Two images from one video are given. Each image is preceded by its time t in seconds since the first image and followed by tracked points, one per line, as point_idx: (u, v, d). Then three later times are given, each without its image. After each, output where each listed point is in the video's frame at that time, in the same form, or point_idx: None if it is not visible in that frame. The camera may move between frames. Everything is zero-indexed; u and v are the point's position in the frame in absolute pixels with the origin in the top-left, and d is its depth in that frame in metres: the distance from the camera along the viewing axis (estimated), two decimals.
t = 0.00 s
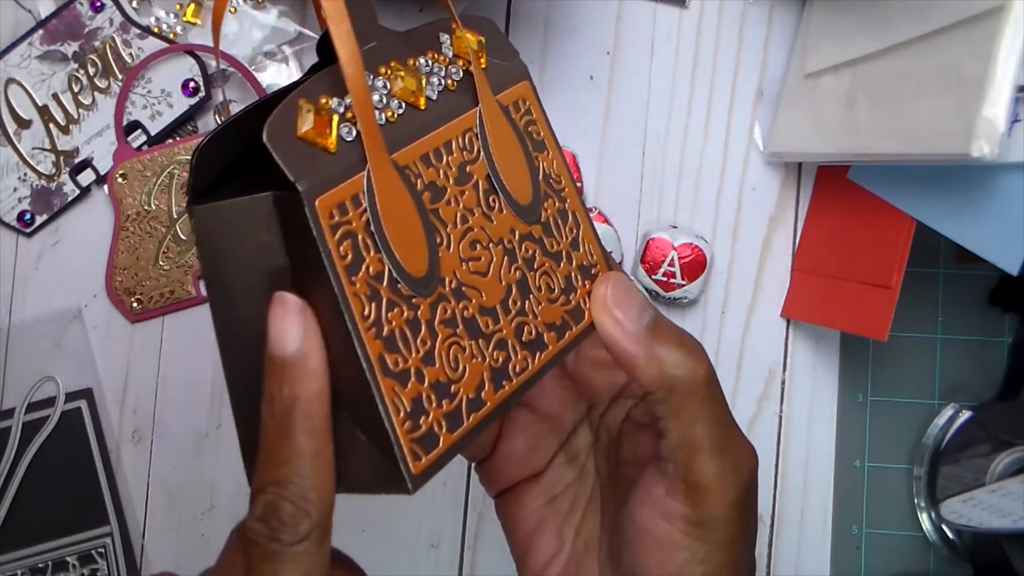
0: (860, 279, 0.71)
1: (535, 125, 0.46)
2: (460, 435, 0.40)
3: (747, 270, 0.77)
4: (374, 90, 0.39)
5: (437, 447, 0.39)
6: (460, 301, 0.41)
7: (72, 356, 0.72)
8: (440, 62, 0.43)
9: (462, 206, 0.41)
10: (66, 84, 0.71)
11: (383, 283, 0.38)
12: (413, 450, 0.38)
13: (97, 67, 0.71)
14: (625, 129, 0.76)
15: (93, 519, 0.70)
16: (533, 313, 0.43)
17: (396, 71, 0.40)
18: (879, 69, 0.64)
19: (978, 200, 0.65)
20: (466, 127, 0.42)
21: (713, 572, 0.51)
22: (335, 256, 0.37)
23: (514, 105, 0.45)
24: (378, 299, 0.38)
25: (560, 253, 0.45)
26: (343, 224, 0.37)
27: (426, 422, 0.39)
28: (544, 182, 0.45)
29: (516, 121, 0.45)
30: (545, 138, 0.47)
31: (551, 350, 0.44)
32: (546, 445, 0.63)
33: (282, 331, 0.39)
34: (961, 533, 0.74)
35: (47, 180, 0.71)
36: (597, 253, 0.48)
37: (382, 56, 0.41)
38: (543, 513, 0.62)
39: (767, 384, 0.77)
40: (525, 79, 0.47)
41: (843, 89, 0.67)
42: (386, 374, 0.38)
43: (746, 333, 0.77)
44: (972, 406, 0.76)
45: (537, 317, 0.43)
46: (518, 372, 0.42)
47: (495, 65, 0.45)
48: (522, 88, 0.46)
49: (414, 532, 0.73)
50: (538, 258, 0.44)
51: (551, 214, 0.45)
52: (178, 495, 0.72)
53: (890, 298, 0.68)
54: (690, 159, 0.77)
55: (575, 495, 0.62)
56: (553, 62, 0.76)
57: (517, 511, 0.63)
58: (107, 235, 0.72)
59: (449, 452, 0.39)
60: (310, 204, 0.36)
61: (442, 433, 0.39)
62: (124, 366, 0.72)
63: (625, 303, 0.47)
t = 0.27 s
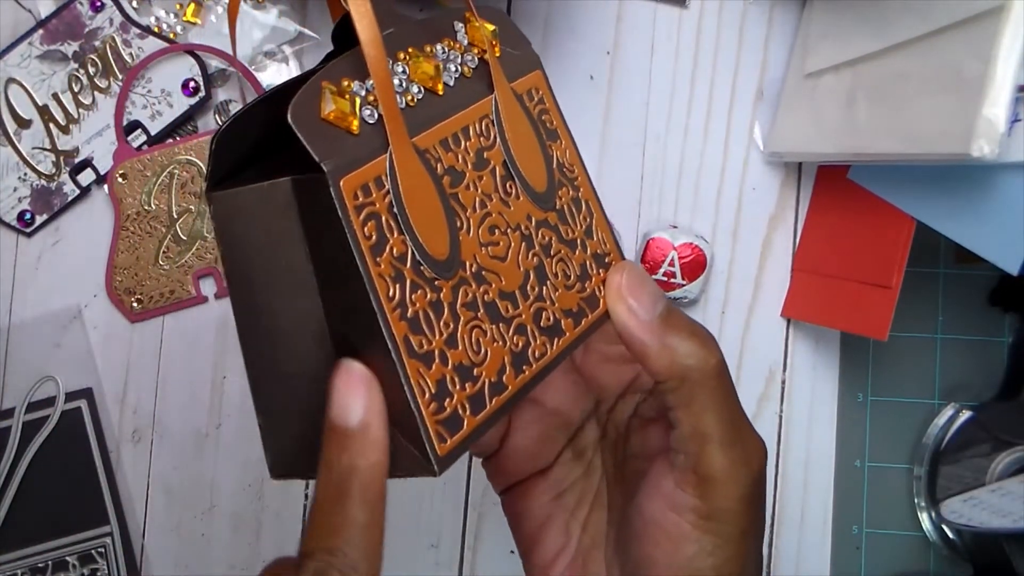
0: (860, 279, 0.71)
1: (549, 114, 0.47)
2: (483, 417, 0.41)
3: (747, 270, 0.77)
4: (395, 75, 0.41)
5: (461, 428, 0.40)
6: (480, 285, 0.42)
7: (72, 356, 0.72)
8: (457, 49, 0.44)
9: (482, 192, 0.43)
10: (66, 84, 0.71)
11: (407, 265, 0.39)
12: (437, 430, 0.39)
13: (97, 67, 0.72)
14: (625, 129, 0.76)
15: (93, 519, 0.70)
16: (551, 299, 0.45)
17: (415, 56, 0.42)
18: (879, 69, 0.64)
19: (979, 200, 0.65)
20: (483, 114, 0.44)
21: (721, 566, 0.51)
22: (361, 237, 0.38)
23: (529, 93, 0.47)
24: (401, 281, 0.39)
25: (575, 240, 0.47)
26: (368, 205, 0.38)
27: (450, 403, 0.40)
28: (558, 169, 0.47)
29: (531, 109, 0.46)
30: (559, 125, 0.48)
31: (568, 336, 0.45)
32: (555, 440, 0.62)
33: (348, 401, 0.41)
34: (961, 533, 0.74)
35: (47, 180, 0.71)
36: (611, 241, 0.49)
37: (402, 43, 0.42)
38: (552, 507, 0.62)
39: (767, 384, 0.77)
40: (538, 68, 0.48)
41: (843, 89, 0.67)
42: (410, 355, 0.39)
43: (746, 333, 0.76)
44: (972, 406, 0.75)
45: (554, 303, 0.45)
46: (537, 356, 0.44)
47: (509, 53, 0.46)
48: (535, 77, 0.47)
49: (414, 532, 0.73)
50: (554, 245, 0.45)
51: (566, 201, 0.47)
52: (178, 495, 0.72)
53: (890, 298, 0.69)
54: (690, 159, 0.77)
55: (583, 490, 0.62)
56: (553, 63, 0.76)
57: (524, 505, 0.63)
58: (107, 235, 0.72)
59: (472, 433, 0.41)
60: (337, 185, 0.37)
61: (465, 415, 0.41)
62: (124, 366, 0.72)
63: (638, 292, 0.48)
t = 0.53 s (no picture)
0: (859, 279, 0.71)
1: (544, 124, 0.47)
2: (478, 436, 0.41)
3: (747, 270, 0.77)
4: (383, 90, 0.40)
5: (456, 449, 0.40)
6: (473, 302, 0.42)
7: (72, 356, 0.72)
8: (449, 61, 0.43)
9: (474, 207, 0.42)
10: (66, 83, 0.71)
11: (396, 286, 0.39)
12: (433, 454, 0.39)
13: (97, 67, 0.71)
14: (625, 129, 0.76)
15: (93, 519, 0.70)
16: (546, 312, 0.44)
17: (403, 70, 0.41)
18: (879, 69, 0.64)
19: (979, 200, 0.65)
20: (476, 128, 0.44)
21: (722, 568, 0.52)
22: (349, 261, 0.38)
23: (523, 104, 0.46)
24: (391, 302, 0.39)
25: (572, 251, 0.46)
26: (355, 228, 0.38)
27: (444, 425, 0.40)
28: (553, 178, 0.46)
29: (525, 119, 0.46)
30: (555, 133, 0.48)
31: (565, 349, 0.45)
32: (555, 441, 0.62)
33: (296, 452, 0.43)
34: (961, 533, 0.74)
35: (48, 180, 0.71)
36: (608, 249, 0.49)
37: (390, 56, 0.42)
38: (551, 510, 0.62)
39: (767, 384, 0.77)
40: (534, 76, 0.48)
41: (844, 89, 0.67)
42: (402, 378, 0.39)
43: (747, 333, 0.76)
44: (973, 406, 0.75)
45: (550, 316, 0.45)
46: (533, 372, 0.44)
47: (503, 64, 0.46)
48: (530, 86, 0.47)
49: (414, 532, 0.73)
50: (549, 257, 0.45)
51: (561, 212, 0.46)
52: (178, 495, 0.72)
53: (891, 298, 0.68)
54: (690, 158, 0.77)
55: (583, 492, 0.62)
56: (554, 62, 0.76)
57: (521, 510, 0.62)
58: (107, 235, 0.72)
59: (467, 455, 0.41)
60: (322, 211, 0.37)
61: (460, 436, 0.40)
62: (124, 366, 0.72)
63: (638, 299, 0.47)
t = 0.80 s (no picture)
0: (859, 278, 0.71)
1: (514, 149, 0.41)
2: (404, 477, 0.37)
3: (747, 270, 0.77)
4: (325, 130, 0.35)
5: (376, 495, 0.36)
6: (410, 344, 0.37)
7: (72, 356, 0.72)
8: (410, 92, 0.37)
9: (420, 244, 0.37)
10: (66, 84, 0.71)
11: (319, 333, 0.34)
12: (348, 498, 0.35)
13: (97, 67, 0.71)
14: (625, 129, 0.76)
15: (93, 519, 0.70)
16: (496, 348, 0.40)
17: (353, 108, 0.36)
18: (880, 69, 0.64)
19: (979, 200, 0.65)
20: (429, 158, 0.37)
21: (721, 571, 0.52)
22: (264, 306, 0.33)
23: (489, 128, 0.40)
24: (312, 350, 0.34)
25: (534, 282, 0.41)
26: (275, 271, 0.33)
27: (367, 471, 0.36)
28: (519, 208, 0.41)
29: (491, 147, 0.40)
30: (528, 163, 0.42)
31: (515, 385, 0.41)
32: (545, 446, 0.62)
33: (176, 401, 0.39)
34: (961, 533, 0.74)
35: (48, 180, 0.71)
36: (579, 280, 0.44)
37: (340, 91, 0.36)
38: (541, 514, 0.62)
39: (767, 384, 0.76)
40: (506, 100, 0.41)
41: (844, 89, 0.67)
42: (321, 427, 0.35)
43: (747, 333, 0.77)
44: (972, 406, 0.76)
45: (501, 352, 0.40)
46: (475, 412, 0.39)
47: (469, 87, 0.40)
48: (500, 110, 0.41)
49: (414, 532, 0.73)
50: (506, 291, 0.40)
51: (526, 243, 0.41)
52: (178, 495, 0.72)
53: (891, 298, 0.68)
54: (690, 158, 0.77)
55: (572, 499, 0.62)
56: (554, 62, 0.76)
57: (512, 511, 0.63)
58: (107, 235, 0.73)
59: (389, 499, 0.37)
60: (236, 258, 0.32)
61: (382, 481, 0.36)
62: (124, 366, 0.73)
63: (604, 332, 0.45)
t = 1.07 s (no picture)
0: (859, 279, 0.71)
1: (468, 260, 0.37)
2: (206, 501, 0.38)
3: (747, 270, 0.77)
4: (216, 197, 0.35)
5: (168, 507, 0.38)
6: (253, 401, 0.37)
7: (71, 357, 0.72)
8: (344, 174, 0.36)
9: (295, 325, 0.36)
10: (66, 84, 0.71)
11: (148, 370, 0.36)
12: (134, 497, 0.37)
13: (97, 67, 0.71)
14: (625, 129, 0.76)
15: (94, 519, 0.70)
16: (364, 429, 0.37)
17: (261, 179, 0.35)
18: (880, 69, 0.64)
19: (979, 200, 0.65)
20: (341, 248, 0.36)
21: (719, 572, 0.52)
22: (89, 337, 0.36)
23: (441, 234, 0.37)
24: (134, 381, 0.36)
25: (441, 387, 0.38)
26: (110, 313, 0.36)
27: (163, 483, 0.37)
28: (449, 314, 0.37)
29: (435, 254, 0.37)
30: (489, 273, 0.38)
31: (375, 468, 0.38)
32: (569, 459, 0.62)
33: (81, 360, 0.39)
34: (961, 533, 0.74)
35: (48, 180, 0.71)
36: (512, 395, 0.39)
37: (256, 158, 0.35)
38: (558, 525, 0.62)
39: (767, 384, 0.76)
40: (479, 211, 0.37)
41: (843, 89, 0.67)
42: (122, 441, 0.37)
43: (747, 333, 0.76)
44: (972, 406, 0.75)
45: (371, 434, 0.38)
46: (315, 474, 0.38)
47: (439, 191, 0.37)
48: (466, 221, 0.37)
49: (414, 532, 0.73)
50: (398, 386, 0.37)
51: (446, 347, 0.38)
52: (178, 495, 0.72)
53: (890, 298, 0.68)
54: (690, 158, 0.77)
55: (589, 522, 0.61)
56: (553, 62, 0.76)
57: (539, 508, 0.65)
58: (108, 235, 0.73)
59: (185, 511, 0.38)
60: (76, 294, 0.35)
61: (179, 497, 0.37)
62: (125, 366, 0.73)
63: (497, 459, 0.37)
